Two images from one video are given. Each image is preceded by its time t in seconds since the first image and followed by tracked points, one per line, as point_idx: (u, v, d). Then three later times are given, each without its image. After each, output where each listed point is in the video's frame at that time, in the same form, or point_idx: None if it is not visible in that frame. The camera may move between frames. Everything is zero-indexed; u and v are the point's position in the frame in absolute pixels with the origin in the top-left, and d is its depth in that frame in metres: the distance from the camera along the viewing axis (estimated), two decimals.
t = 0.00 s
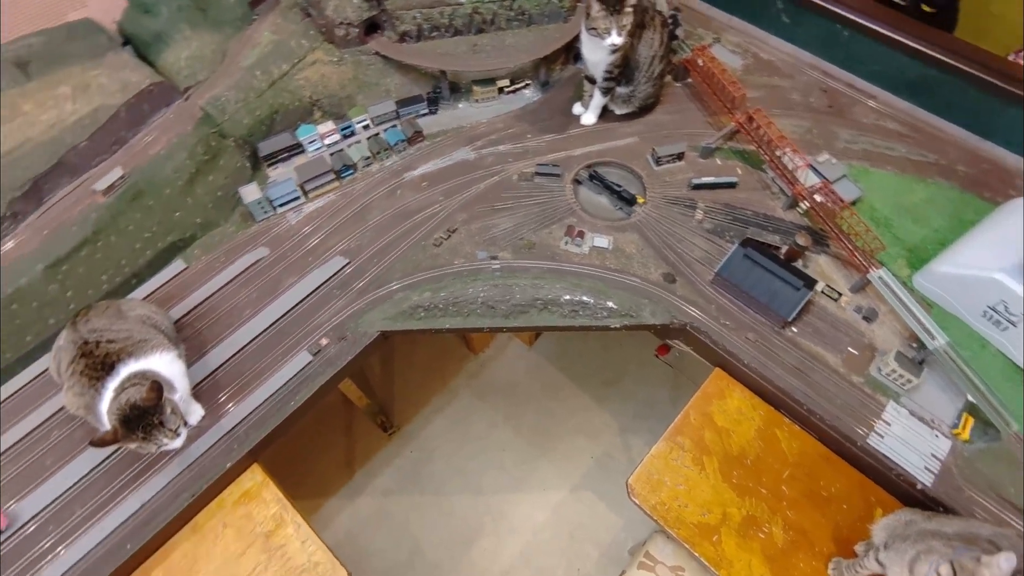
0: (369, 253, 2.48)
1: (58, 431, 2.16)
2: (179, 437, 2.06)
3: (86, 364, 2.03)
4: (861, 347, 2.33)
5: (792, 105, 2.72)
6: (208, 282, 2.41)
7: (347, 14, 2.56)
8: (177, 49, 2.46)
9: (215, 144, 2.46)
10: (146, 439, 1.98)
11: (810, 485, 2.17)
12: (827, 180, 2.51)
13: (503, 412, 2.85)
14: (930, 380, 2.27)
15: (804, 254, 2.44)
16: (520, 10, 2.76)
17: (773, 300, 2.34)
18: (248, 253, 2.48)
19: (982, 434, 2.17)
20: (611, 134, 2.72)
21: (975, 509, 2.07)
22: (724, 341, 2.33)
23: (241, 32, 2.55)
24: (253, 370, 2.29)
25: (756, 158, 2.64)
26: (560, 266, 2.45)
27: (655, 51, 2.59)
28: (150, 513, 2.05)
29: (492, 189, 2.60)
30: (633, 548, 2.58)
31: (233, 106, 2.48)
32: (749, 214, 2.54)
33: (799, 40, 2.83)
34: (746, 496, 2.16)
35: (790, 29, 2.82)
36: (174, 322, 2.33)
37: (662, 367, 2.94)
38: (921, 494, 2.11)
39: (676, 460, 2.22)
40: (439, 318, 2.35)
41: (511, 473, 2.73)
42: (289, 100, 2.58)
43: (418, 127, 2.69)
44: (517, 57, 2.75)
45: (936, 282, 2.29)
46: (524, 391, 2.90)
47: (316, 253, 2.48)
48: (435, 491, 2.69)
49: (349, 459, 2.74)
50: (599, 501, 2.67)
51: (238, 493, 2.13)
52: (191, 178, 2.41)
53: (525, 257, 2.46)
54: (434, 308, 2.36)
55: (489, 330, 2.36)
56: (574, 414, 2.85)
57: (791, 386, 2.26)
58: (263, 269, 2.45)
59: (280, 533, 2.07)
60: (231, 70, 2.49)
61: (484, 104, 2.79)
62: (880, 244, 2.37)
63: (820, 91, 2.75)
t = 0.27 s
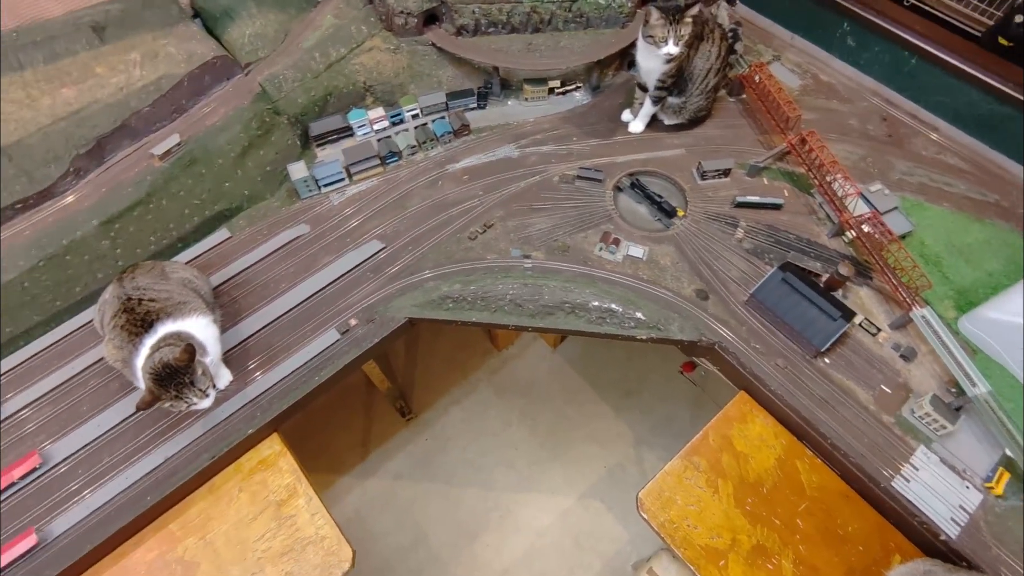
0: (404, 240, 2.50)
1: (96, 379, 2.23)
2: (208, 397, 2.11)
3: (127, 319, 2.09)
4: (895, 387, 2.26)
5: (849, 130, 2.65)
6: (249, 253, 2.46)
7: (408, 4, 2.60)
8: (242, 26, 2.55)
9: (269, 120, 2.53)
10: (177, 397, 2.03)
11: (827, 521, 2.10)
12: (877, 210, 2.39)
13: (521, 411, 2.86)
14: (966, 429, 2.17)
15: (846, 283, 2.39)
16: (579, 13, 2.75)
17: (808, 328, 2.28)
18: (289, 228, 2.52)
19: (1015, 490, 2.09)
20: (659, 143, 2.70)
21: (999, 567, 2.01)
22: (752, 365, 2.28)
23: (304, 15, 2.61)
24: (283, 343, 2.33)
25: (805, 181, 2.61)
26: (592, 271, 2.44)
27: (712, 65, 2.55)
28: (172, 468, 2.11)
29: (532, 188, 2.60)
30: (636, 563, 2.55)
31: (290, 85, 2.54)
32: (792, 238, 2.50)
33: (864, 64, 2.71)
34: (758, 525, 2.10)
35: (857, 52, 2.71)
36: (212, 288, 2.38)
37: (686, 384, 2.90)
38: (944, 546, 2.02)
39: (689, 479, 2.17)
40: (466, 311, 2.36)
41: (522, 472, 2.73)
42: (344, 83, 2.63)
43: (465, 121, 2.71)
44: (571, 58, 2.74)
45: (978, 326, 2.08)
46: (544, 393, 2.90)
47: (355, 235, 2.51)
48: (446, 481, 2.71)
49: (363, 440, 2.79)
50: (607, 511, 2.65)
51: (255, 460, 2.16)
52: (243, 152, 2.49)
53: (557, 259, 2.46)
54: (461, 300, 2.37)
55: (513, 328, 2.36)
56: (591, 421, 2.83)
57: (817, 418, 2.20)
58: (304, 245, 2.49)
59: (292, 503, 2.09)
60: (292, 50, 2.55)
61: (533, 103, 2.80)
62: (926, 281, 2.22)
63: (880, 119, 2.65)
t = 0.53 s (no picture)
0: (418, 235, 2.51)
1: (111, 359, 2.26)
2: (218, 382, 2.15)
3: (142, 302, 2.12)
4: (907, 406, 2.23)
5: (871, 144, 2.62)
6: (264, 242, 2.49)
7: None
8: (268, 17, 2.57)
9: (290, 112, 2.55)
10: (189, 382, 2.05)
11: (831, 538, 2.07)
12: (897, 226, 2.32)
13: (527, 412, 2.85)
14: (978, 452, 2.13)
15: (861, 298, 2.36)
16: (603, 15, 2.73)
17: (820, 341, 2.26)
18: (304, 220, 2.53)
19: None
20: (677, 150, 2.70)
21: None
22: (761, 376, 2.26)
23: (329, 9, 2.61)
24: (294, 333, 2.34)
25: (824, 194, 2.59)
26: (604, 275, 2.44)
27: (734, 72, 2.53)
28: (182, 450, 2.14)
29: (548, 189, 2.60)
30: (636, 570, 2.54)
31: (313, 78, 2.55)
32: (807, 250, 2.48)
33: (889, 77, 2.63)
34: (760, 538, 2.08)
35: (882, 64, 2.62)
36: (228, 275, 2.41)
37: (695, 392, 2.89)
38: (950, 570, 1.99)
39: (692, 489, 2.15)
40: (476, 309, 2.34)
41: (525, 473, 2.73)
42: (365, 78, 2.63)
43: (484, 120, 2.71)
44: (592, 61, 2.72)
45: (993, 350, 1.97)
46: (551, 394, 2.89)
47: (369, 229, 2.52)
48: (450, 478, 2.72)
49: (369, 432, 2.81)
50: (609, 516, 2.64)
51: (262, 447, 2.18)
52: (264, 141, 2.51)
53: (570, 261, 2.46)
54: (471, 298, 2.36)
55: (522, 328, 2.35)
56: (597, 425, 2.82)
57: (825, 434, 2.17)
58: (318, 237, 2.50)
59: (296, 491, 2.11)
60: (315, 43, 2.55)
61: (553, 104, 2.80)
62: (943, 301, 2.16)
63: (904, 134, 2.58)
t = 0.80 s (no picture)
0: (433, 233, 2.52)
1: (127, 344, 2.29)
2: (230, 371, 2.17)
3: (160, 289, 2.13)
4: (921, 423, 2.19)
5: (895, 156, 2.58)
6: (281, 234, 2.51)
7: None
8: (293, 11, 2.58)
9: (311, 106, 2.57)
10: (202, 369, 2.07)
11: (838, 555, 2.04)
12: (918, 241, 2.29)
13: (536, 413, 2.85)
14: (994, 475, 2.09)
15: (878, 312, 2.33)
16: (626, 18, 2.71)
17: (835, 355, 2.22)
18: (321, 214, 2.55)
19: None
20: (696, 156, 2.68)
21: None
22: (773, 387, 2.23)
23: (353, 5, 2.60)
24: (306, 326, 2.35)
25: (844, 206, 2.56)
26: (617, 279, 2.42)
27: (756, 79, 2.51)
28: (194, 437, 2.16)
29: (564, 191, 2.60)
30: None
31: (335, 72, 2.55)
32: (825, 262, 2.45)
33: (914, 89, 2.60)
34: (766, 551, 2.06)
35: (908, 75, 2.58)
36: (245, 266, 2.43)
37: (704, 400, 2.87)
38: None
39: (698, 498, 2.13)
40: (488, 308, 2.35)
41: (530, 475, 2.72)
42: (386, 74, 2.64)
43: (502, 120, 2.71)
44: (613, 64, 2.72)
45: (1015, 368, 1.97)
46: (560, 397, 2.89)
47: (384, 225, 2.53)
48: (455, 475, 2.72)
49: (376, 427, 2.82)
50: (613, 522, 2.63)
51: (271, 437, 2.20)
52: (284, 135, 2.53)
53: (583, 264, 2.45)
54: (483, 297, 2.36)
55: (533, 329, 2.35)
56: (605, 429, 2.81)
57: (836, 448, 2.14)
58: (334, 231, 2.52)
59: (304, 483, 2.12)
60: (339, 38, 2.56)
61: (572, 106, 2.79)
62: (964, 318, 2.12)
63: (929, 147, 2.56)
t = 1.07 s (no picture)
0: (456, 230, 2.52)
1: (151, 322, 2.34)
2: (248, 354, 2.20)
3: (187, 271, 2.17)
4: (942, 451, 2.14)
5: (931, 176, 2.52)
6: (306, 222, 2.53)
7: None
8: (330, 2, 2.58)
9: (343, 98, 2.58)
10: (222, 352, 2.11)
11: None
12: (949, 264, 2.22)
13: (548, 415, 2.84)
14: (1016, 509, 2.03)
15: (903, 334, 2.28)
16: (661, 24, 2.69)
17: (857, 375, 2.21)
18: (348, 205, 2.57)
19: None
20: (725, 166, 2.65)
21: None
22: (790, 405, 2.20)
23: None
24: (326, 315, 2.37)
25: (874, 224, 2.51)
26: (638, 286, 2.41)
27: (792, 91, 2.47)
28: (210, 417, 2.19)
29: (589, 195, 2.58)
30: None
31: (368, 65, 2.56)
32: (851, 280, 2.41)
33: (953, 109, 2.54)
34: (774, 570, 2.02)
35: (948, 95, 2.53)
36: (270, 252, 2.46)
37: (719, 413, 2.83)
38: None
39: (708, 511, 2.10)
40: (506, 308, 2.35)
41: (539, 476, 2.72)
42: (419, 69, 2.64)
43: (531, 120, 2.70)
44: (646, 70, 2.69)
45: None
46: (574, 400, 2.88)
47: (407, 219, 2.54)
48: (465, 472, 2.73)
49: (388, 418, 2.84)
50: (620, 529, 2.61)
51: (286, 422, 2.23)
52: (315, 125, 2.55)
53: (604, 269, 2.44)
54: (502, 296, 2.36)
55: (551, 331, 2.35)
56: (616, 436, 2.80)
57: (853, 471, 2.10)
58: (359, 222, 2.54)
59: (315, 469, 2.15)
60: (374, 31, 2.57)
61: (602, 109, 2.79)
62: (993, 347, 2.05)
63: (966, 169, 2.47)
